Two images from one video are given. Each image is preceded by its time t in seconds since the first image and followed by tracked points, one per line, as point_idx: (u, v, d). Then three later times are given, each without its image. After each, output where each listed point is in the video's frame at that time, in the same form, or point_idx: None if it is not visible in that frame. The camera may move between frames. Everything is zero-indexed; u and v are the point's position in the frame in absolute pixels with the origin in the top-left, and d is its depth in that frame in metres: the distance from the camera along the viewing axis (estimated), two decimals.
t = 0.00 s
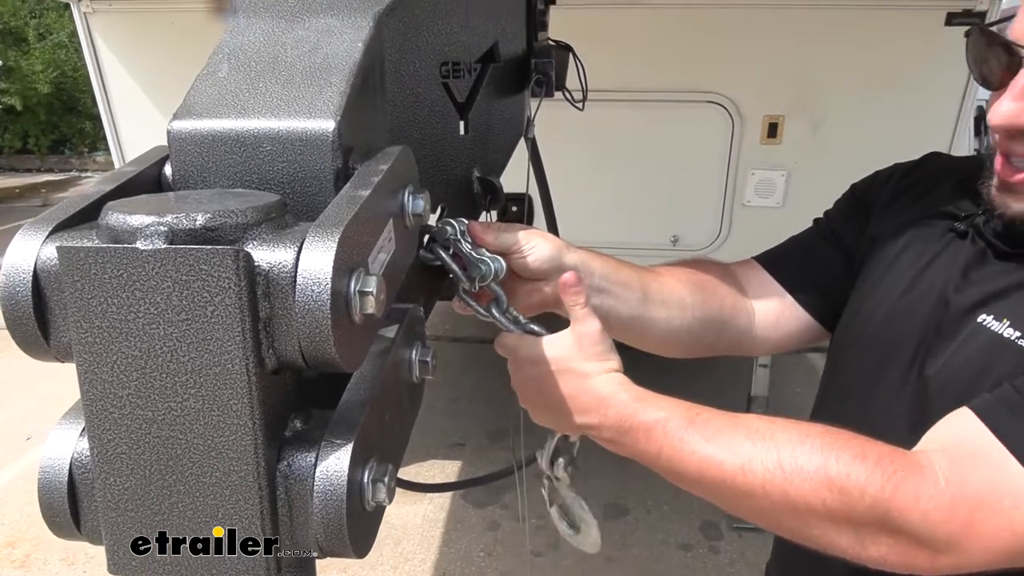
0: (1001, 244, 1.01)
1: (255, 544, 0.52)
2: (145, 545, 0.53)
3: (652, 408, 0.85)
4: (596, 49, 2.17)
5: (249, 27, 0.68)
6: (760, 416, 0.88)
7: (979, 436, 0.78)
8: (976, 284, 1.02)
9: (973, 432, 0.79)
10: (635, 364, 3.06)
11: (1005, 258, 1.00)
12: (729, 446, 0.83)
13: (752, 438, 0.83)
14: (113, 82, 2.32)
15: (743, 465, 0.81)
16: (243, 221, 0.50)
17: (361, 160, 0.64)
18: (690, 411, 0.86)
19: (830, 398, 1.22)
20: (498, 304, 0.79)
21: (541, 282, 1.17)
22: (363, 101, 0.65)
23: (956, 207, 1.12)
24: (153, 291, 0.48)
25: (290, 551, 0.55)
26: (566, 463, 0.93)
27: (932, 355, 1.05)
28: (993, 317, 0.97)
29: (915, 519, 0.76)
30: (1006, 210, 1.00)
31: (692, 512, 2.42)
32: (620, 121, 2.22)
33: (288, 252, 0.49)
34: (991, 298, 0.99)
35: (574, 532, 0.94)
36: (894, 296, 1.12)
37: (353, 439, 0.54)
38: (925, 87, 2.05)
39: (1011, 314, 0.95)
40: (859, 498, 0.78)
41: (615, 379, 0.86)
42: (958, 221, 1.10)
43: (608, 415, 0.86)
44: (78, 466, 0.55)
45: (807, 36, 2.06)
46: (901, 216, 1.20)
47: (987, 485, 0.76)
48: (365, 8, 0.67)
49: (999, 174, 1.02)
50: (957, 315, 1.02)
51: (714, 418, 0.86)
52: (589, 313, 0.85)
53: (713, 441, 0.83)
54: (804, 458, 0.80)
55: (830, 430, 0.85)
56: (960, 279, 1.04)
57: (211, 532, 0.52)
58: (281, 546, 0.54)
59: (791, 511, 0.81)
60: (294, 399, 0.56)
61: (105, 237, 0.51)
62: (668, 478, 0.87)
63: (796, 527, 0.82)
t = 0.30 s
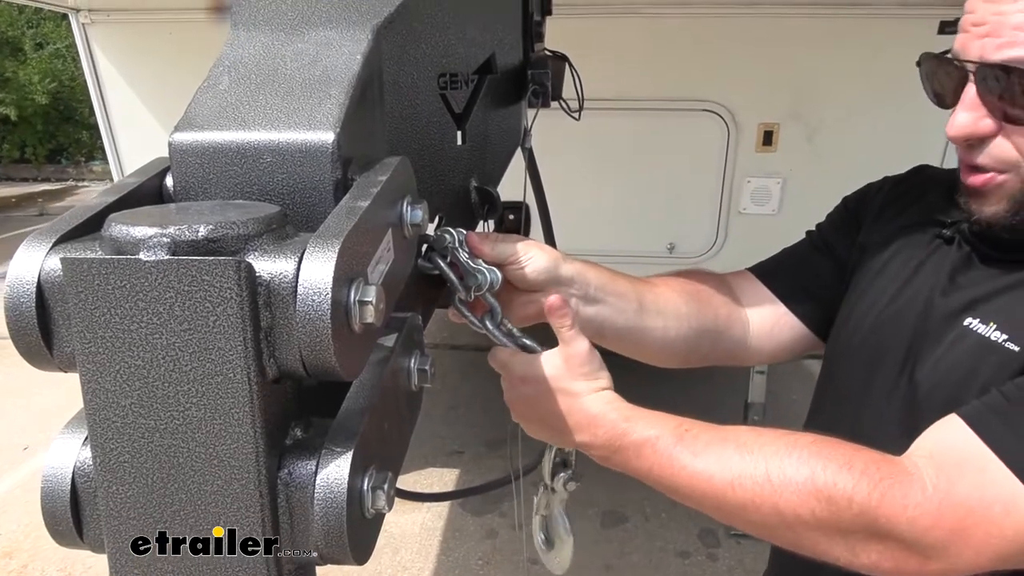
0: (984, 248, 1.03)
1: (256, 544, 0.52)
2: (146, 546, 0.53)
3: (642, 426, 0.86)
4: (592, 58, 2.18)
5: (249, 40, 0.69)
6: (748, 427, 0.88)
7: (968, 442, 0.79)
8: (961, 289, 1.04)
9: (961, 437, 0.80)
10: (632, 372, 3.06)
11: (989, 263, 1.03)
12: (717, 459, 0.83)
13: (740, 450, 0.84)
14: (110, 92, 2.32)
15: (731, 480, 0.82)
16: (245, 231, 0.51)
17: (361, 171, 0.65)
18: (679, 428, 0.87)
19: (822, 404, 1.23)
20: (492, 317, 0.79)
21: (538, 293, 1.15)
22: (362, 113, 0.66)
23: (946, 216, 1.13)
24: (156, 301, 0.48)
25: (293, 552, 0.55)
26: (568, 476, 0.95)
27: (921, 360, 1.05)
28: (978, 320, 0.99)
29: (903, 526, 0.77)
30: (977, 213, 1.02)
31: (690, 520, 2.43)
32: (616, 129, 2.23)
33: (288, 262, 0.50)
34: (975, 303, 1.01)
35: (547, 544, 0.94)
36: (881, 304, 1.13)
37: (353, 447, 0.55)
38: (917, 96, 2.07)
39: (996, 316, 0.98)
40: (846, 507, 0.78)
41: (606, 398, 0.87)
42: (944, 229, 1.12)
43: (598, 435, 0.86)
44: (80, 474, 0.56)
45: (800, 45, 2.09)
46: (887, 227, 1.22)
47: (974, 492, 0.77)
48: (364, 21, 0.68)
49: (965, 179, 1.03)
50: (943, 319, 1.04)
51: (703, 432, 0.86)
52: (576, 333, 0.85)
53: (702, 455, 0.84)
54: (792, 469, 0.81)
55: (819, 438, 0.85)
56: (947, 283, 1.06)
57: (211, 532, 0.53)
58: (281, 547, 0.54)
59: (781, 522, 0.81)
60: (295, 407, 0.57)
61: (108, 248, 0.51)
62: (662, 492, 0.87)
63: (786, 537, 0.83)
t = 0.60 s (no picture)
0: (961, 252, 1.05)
1: (257, 545, 0.53)
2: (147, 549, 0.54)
3: (630, 437, 0.87)
4: (587, 66, 2.20)
5: (245, 50, 0.69)
6: (733, 435, 0.89)
7: (949, 439, 0.80)
8: (941, 293, 1.05)
9: (941, 435, 0.81)
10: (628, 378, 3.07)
11: (966, 267, 1.05)
12: (704, 466, 0.84)
13: (726, 456, 0.84)
14: (107, 99, 2.33)
15: (718, 486, 0.83)
16: (240, 240, 0.52)
17: (356, 180, 0.66)
18: (665, 437, 0.87)
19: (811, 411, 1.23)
20: (485, 326, 0.79)
21: (532, 303, 1.16)
22: (357, 123, 0.67)
23: (921, 225, 1.16)
24: (153, 309, 0.49)
25: (291, 553, 0.55)
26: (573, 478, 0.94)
27: (905, 364, 1.06)
28: (958, 323, 1.00)
29: (889, 524, 0.77)
30: (989, 232, 1.03)
31: (685, 526, 2.43)
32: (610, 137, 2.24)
33: (284, 270, 0.51)
34: (956, 306, 1.02)
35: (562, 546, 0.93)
36: (863, 312, 1.14)
37: (347, 453, 0.55)
38: (908, 103, 2.09)
39: (976, 319, 0.99)
40: (833, 508, 0.79)
41: (593, 412, 0.88)
42: (920, 237, 1.14)
43: (587, 448, 0.87)
44: (77, 481, 0.56)
45: (793, 53, 2.10)
46: (864, 240, 1.24)
47: (956, 486, 0.77)
48: (359, 32, 0.69)
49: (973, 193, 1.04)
50: (923, 325, 1.04)
51: (690, 441, 0.87)
52: (564, 349, 0.85)
53: (689, 463, 0.85)
54: (778, 473, 0.82)
55: (803, 442, 0.86)
56: (926, 289, 1.07)
57: (211, 535, 0.53)
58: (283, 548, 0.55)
59: (770, 526, 0.82)
60: (290, 413, 0.57)
61: (106, 257, 0.52)
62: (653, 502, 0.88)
63: (776, 542, 0.83)
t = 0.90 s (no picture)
0: (948, 255, 1.06)
1: (257, 546, 0.53)
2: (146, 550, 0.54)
3: (623, 439, 0.87)
4: (583, 72, 2.21)
5: (240, 55, 0.70)
6: (726, 435, 0.90)
7: (939, 437, 0.80)
8: (927, 297, 1.06)
9: (931, 431, 0.81)
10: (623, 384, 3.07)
11: (952, 270, 1.05)
12: (697, 466, 0.84)
13: (719, 457, 0.85)
14: (103, 104, 2.33)
15: (711, 486, 0.83)
16: (234, 243, 0.52)
17: (350, 184, 0.66)
18: (659, 439, 0.88)
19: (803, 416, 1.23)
20: (478, 329, 0.80)
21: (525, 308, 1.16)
22: (351, 127, 0.67)
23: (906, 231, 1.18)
24: (147, 312, 0.49)
25: (289, 554, 0.55)
26: (555, 489, 0.96)
27: (895, 368, 1.06)
28: (946, 324, 1.01)
29: (881, 521, 0.78)
30: (976, 238, 1.04)
31: (680, 531, 2.43)
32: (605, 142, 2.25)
33: (277, 273, 0.51)
34: (942, 309, 1.03)
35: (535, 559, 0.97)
36: (852, 317, 1.14)
37: (340, 455, 0.55)
38: (902, 109, 2.11)
39: (963, 320, 0.99)
40: (826, 506, 0.79)
41: (587, 414, 0.88)
42: (906, 243, 1.15)
43: (581, 450, 0.87)
44: (70, 483, 0.56)
45: (787, 60, 2.12)
46: (850, 246, 1.24)
47: (947, 483, 0.77)
48: (354, 37, 0.70)
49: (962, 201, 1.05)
50: (913, 327, 1.05)
51: (683, 442, 0.88)
52: (557, 351, 0.86)
53: (682, 464, 0.85)
54: (771, 472, 0.82)
55: (796, 442, 0.87)
56: (913, 293, 1.08)
57: (211, 535, 0.53)
58: (282, 548, 0.55)
59: (762, 525, 0.82)
60: (283, 416, 0.57)
61: (100, 259, 0.52)
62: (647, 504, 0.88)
63: (769, 541, 0.84)
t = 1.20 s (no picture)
0: (944, 261, 1.06)
1: (257, 544, 0.54)
2: (144, 548, 0.54)
3: (618, 442, 0.87)
4: (581, 77, 2.21)
5: (239, 54, 0.70)
6: (720, 439, 0.90)
7: (931, 442, 0.80)
8: (924, 301, 1.06)
9: (925, 436, 0.81)
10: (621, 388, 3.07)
11: (949, 275, 1.06)
12: (692, 470, 0.84)
13: (713, 461, 0.85)
14: (102, 104, 2.33)
15: (706, 490, 0.83)
16: (231, 240, 0.52)
17: (348, 183, 0.66)
18: (654, 442, 0.88)
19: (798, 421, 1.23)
20: (474, 331, 0.80)
21: (522, 310, 1.16)
22: (350, 127, 0.68)
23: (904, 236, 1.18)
24: (143, 308, 0.49)
25: (289, 552, 0.55)
26: (557, 485, 0.96)
27: (892, 373, 1.06)
28: (942, 330, 1.01)
29: (874, 526, 0.78)
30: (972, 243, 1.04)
31: (677, 536, 2.43)
32: (603, 145, 2.25)
33: (274, 270, 0.51)
34: (939, 314, 1.03)
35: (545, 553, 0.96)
36: (850, 320, 1.14)
37: (336, 453, 0.55)
38: (899, 116, 2.11)
39: (959, 326, 1.00)
40: (820, 511, 0.79)
41: (583, 417, 0.88)
42: (905, 247, 1.15)
43: (577, 453, 0.87)
44: (65, 480, 0.56)
45: (786, 66, 2.12)
46: (849, 249, 1.25)
47: (940, 489, 0.77)
48: (353, 37, 0.70)
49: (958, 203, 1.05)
50: (909, 331, 1.05)
51: (678, 445, 0.87)
52: (553, 352, 0.86)
53: (677, 467, 0.85)
54: (766, 476, 0.82)
55: (790, 446, 0.87)
56: (911, 297, 1.08)
57: (210, 533, 0.53)
58: (280, 547, 0.55)
59: (757, 529, 0.82)
60: (279, 414, 0.57)
61: (98, 255, 0.52)
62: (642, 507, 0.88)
63: (763, 545, 0.84)
